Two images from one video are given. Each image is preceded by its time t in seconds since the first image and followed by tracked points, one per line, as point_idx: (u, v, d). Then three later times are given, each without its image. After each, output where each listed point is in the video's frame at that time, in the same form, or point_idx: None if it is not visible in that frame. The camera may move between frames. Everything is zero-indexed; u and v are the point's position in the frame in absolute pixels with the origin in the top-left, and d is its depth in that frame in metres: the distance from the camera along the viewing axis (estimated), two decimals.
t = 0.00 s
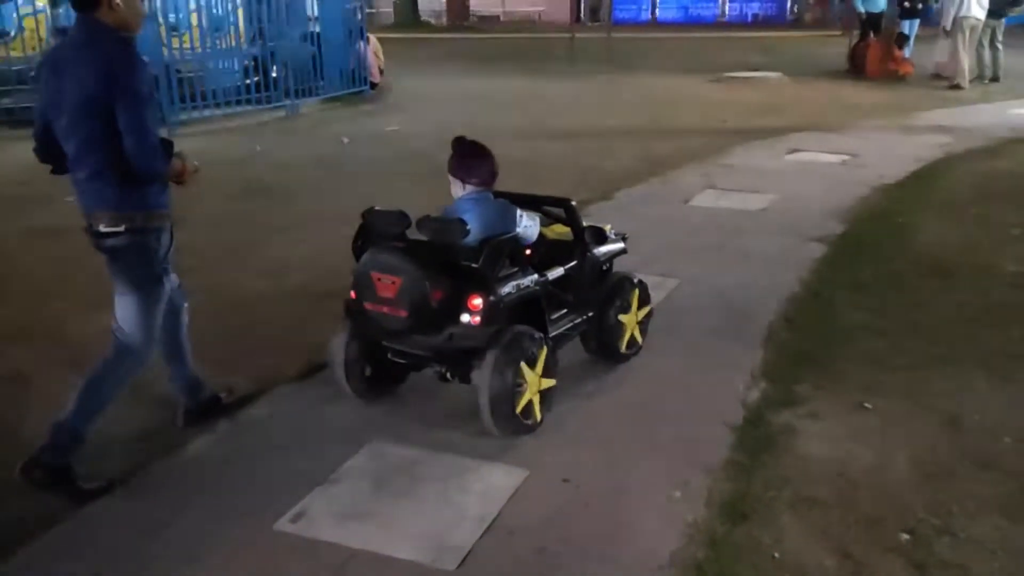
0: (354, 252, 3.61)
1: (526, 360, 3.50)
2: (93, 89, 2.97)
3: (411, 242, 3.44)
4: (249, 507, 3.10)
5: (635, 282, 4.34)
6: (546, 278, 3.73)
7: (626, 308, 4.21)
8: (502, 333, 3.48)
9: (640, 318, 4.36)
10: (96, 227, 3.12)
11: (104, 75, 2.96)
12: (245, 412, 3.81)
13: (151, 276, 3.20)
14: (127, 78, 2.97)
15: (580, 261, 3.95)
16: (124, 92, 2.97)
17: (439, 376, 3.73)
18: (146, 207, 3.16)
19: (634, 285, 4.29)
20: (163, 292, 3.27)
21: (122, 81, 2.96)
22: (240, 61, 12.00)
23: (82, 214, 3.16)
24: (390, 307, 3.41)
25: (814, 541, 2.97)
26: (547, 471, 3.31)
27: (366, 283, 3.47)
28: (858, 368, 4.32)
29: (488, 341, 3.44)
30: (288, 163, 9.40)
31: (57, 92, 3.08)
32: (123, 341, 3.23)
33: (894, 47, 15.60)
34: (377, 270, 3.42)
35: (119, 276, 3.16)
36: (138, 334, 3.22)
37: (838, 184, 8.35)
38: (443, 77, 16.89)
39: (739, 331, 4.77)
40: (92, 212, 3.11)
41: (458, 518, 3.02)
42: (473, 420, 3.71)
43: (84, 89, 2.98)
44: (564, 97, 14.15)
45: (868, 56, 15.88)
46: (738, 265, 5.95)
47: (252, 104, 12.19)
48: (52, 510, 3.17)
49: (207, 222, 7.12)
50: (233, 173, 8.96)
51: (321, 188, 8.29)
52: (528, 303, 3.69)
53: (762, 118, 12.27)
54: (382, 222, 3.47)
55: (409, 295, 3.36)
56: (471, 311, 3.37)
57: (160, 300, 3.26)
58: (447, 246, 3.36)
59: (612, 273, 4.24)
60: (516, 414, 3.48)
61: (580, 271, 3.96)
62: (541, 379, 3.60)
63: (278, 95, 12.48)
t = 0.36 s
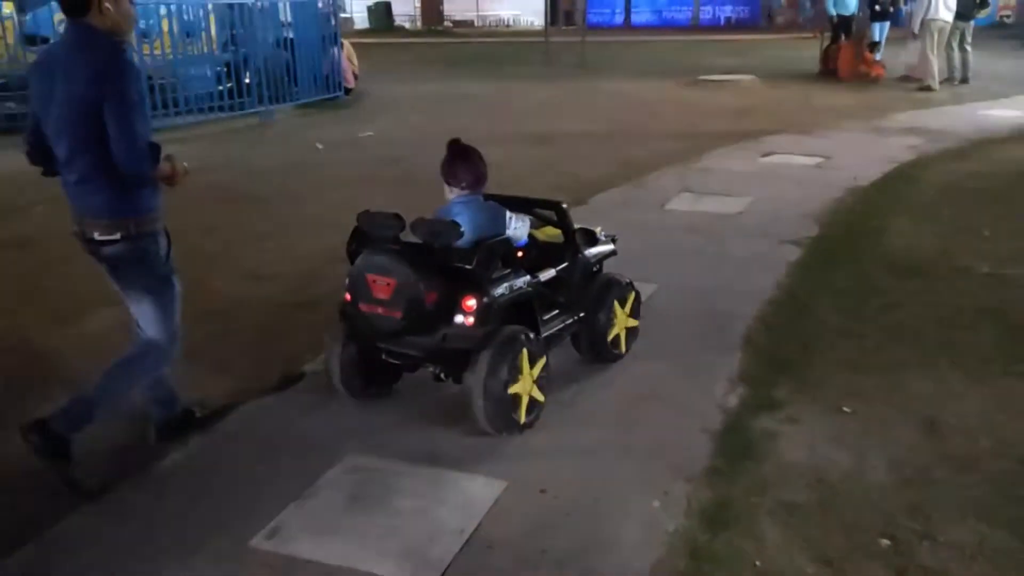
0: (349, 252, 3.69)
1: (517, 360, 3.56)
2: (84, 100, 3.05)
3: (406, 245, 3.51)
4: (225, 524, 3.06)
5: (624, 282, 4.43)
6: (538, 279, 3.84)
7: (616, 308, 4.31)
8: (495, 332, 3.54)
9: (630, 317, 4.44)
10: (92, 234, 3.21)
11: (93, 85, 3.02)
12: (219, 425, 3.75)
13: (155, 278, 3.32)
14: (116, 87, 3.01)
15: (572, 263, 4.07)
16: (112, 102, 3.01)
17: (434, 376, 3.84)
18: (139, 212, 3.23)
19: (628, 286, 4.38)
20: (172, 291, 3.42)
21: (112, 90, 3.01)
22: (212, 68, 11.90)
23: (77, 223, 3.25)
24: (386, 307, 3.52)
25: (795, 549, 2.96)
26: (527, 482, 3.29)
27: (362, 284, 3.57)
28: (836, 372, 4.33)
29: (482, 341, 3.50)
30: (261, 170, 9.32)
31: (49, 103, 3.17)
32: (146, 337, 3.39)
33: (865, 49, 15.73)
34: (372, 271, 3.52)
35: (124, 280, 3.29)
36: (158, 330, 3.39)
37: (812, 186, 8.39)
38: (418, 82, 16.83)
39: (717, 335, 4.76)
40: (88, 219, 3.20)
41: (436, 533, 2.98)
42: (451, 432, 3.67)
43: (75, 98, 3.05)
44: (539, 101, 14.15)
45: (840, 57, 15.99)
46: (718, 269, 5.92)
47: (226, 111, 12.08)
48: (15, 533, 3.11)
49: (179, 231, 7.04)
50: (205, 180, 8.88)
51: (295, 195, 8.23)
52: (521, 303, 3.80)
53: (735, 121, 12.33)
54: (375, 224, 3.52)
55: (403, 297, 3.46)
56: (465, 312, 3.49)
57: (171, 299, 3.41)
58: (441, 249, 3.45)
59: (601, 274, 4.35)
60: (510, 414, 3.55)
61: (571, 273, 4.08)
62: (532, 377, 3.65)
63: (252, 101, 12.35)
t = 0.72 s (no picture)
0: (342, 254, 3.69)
1: (511, 357, 3.62)
2: (71, 99, 3.09)
3: (399, 245, 3.54)
4: (199, 538, 3.00)
5: (615, 282, 4.47)
6: (530, 279, 3.88)
7: (607, 309, 4.35)
8: (490, 332, 3.61)
9: (620, 318, 4.49)
10: (83, 231, 3.24)
11: (79, 83, 3.06)
12: (195, 436, 3.69)
13: (153, 271, 3.32)
14: (102, 84, 3.05)
15: (563, 263, 4.10)
16: (98, 100, 3.05)
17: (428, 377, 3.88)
18: (130, 208, 3.27)
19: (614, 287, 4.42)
20: (174, 280, 3.42)
21: (98, 88, 3.05)
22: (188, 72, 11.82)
23: (67, 222, 3.28)
24: (380, 307, 3.51)
25: (776, 556, 2.94)
26: (507, 491, 3.25)
27: (355, 285, 3.56)
28: (816, 375, 4.33)
29: (476, 339, 3.58)
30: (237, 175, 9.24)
31: (39, 104, 3.21)
32: (155, 327, 3.39)
33: (840, 52, 15.83)
34: (367, 272, 3.53)
35: (117, 277, 3.30)
36: (168, 318, 3.39)
37: (790, 189, 8.42)
38: (396, 86, 16.77)
39: (696, 341, 4.72)
40: (79, 217, 3.23)
41: (414, 545, 2.94)
42: (431, 440, 3.64)
43: (61, 96, 3.09)
44: (517, 104, 14.14)
45: (816, 60, 16.08)
46: (698, 273, 5.91)
47: (201, 115, 12.03)
48: None
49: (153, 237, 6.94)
50: (180, 186, 8.79)
51: (271, 200, 8.16)
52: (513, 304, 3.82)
53: (713, 124, 12.37)
54: (371, 226, 3.57)
55: (398, 297, 3.46)
56: (459, 311, 3.51)
57: (174, 287, 3.42)
58: (434, 249, 3.48)
59: (591, 275, 4.39)
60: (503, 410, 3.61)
61: (562, 273, 4.11)
62: (526, 376, 3.72)
63: (227, 105, 12.30)
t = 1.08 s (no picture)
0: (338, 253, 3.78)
1: (504, 353, 3.67)
2: (59, 98, 3.15)
3: (393, 244, 3.62)
4: (173, 550, 2.95)
5: (605, 278, 4.51)
6: (522, 276, 3.94)
7: (597, 305, 4.40)
8: (483, 327, 3.66)
9: (611, 312, 4.52)
10: (75, 228, 3.30)
11: (66, 82, 3.11)
12: (168, 445, 3.63)
13: (152, 259, 3.41)
14: (90, 80, 3.11)
15: (553, 260, 4.18)
16: (86, 96, 3.10)
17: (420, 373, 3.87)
18: (121, 202, 3.32)
19: (605, 282, 4.46)
20: (174, 265, 3.50)
21: (85, 86, 3.10)
22: (161, 73, 11.69)
23: (56, 220, 3.33)
24: (374, 305, 3.59)
25: (757, 559, 2.92)
26: (486, 497, 3.22)
27: (350, 283, 3.65)
28: (795, 375, 4.32)
29: (469, 335, 3.63)
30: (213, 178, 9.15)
31: (26, 103, 3.26)
32: (168, 309, 3.52)
33: (816, 51, 15.91)
34: (361, 270, 3.61)
35: (114, 268, 3.38)
36: (180, 301, 3.51)
37: (768, 188, 8.43)
38: (372, 87, 16.67)
39: (675, 343, 4.71)
40: (70, 214, 3.28)
41: (392, 555, 2.90)
42: (408, 446, 3.59)
43: (50, 95, 3.15)
44: (495, 105, 14.11)
45: (792, 60, 16.16)
46: (677, 274, 5.89)
47: (175, 116, 11.88)
48: None
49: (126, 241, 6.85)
50: (154, 189, 8.69)
51: (247, 203, 8.08)
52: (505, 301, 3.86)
53: (690, 123, 12.38)
54: (366, 223, 3.68)
55: (392, 294, 3.54)
56: (451, 308, 3.58)
57: (175, 271, 3.50)
58: (427, 248, 3.54)
59: (582, 271, 4.44)
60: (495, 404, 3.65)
61: (553, 269, 4.17)
62: (518, 370, 3.77)
63: (201, 107, 12.17)
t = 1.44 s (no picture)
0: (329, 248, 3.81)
1: (496, 346, 3.73)
2: (45, 96, 3.08)
3: (386, 238, 3.65)
4: (146, 563, 2.88)
5: (593, 271, 4.60)
6: (513, 269, 3.93)
7: (586, 297, 4.48)
8: (475, 320, 3.69)
9: (599, 303, 4.62)
10: (61, 228, 3.25)
11: (53, 82, 3.05)
12: (139, 455, 3.56)
13: (143, 250, 3.44)
14: (79, 80, 3.05)
15: (542, 253, 4.20)
16: (74, 96, 3.05)
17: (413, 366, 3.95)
18: (106, 198, 3.31)
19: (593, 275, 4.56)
20: (162, 250, 3.54)
21: (72, 87, 3.05)
22: (131, 74, 11.50)
23: (41, 220, 3.26)
24: (367, 299, 3.61)
25: (740, 560, 2.90)
26: (465, 502, 3.17)
27: (343, 277, 3.67)
28: (774, 372, 4.31)
29: (462, 328, 3.64)
30: (184, 179, 9.04)
31: (9, 100, 3.18)
32: (165, 292, 3.60)
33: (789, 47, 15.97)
34: (354, 264, 3.63)
35: (103, 265, 3.36)
36: (177, 286, 3.59)
37: (744, 184, 8.44)
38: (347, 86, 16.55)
39: (653, 341, 4.68)
40: (56, 214, 3.24)
41: (370, 563, 2.85)
42: (385, 451, 3.54)
43: (35, 94, 3.09)
44: (469, 103, 14.05)
45: (765, 55, 16.21)
46: (655, 272, 5.87)
47: (145, 117, 11.71)
48: None
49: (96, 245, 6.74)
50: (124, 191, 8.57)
51: (220, 204, 7.99)
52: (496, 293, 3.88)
53: (665, 120, 12.38)
54: (355, 220, 3.70)
55: (385, 287, 3.56)
56: (443, 301, 3.58)
57: (165, 256, 3.55)
58: (419, 242, 3.58)
59: (571, 264, 4.49)
60: (489, 397, 3.72)
61: (542, 262, 4.21)
62: (511, 362, 3.84)
63: (172, 107, 12.00)
